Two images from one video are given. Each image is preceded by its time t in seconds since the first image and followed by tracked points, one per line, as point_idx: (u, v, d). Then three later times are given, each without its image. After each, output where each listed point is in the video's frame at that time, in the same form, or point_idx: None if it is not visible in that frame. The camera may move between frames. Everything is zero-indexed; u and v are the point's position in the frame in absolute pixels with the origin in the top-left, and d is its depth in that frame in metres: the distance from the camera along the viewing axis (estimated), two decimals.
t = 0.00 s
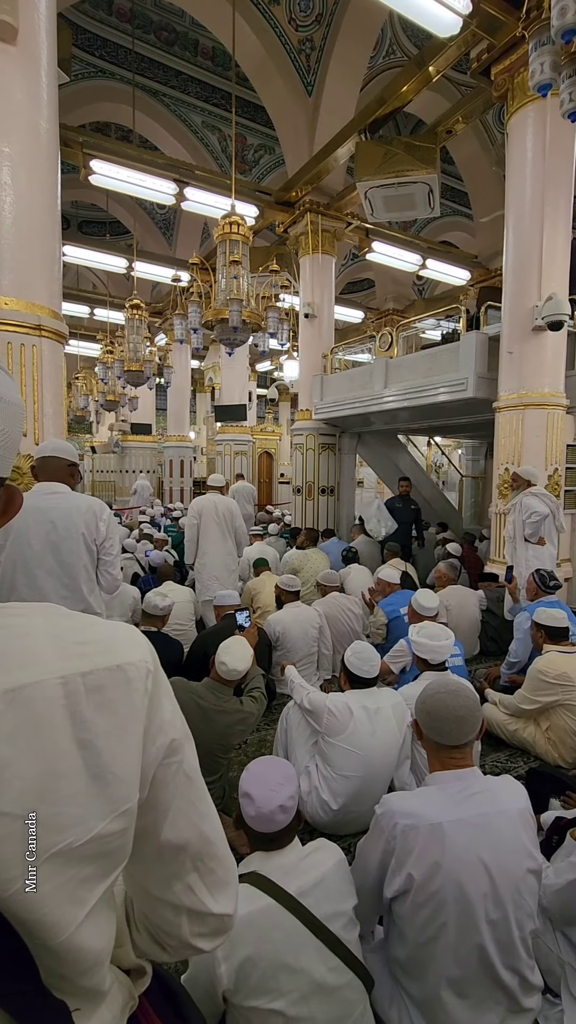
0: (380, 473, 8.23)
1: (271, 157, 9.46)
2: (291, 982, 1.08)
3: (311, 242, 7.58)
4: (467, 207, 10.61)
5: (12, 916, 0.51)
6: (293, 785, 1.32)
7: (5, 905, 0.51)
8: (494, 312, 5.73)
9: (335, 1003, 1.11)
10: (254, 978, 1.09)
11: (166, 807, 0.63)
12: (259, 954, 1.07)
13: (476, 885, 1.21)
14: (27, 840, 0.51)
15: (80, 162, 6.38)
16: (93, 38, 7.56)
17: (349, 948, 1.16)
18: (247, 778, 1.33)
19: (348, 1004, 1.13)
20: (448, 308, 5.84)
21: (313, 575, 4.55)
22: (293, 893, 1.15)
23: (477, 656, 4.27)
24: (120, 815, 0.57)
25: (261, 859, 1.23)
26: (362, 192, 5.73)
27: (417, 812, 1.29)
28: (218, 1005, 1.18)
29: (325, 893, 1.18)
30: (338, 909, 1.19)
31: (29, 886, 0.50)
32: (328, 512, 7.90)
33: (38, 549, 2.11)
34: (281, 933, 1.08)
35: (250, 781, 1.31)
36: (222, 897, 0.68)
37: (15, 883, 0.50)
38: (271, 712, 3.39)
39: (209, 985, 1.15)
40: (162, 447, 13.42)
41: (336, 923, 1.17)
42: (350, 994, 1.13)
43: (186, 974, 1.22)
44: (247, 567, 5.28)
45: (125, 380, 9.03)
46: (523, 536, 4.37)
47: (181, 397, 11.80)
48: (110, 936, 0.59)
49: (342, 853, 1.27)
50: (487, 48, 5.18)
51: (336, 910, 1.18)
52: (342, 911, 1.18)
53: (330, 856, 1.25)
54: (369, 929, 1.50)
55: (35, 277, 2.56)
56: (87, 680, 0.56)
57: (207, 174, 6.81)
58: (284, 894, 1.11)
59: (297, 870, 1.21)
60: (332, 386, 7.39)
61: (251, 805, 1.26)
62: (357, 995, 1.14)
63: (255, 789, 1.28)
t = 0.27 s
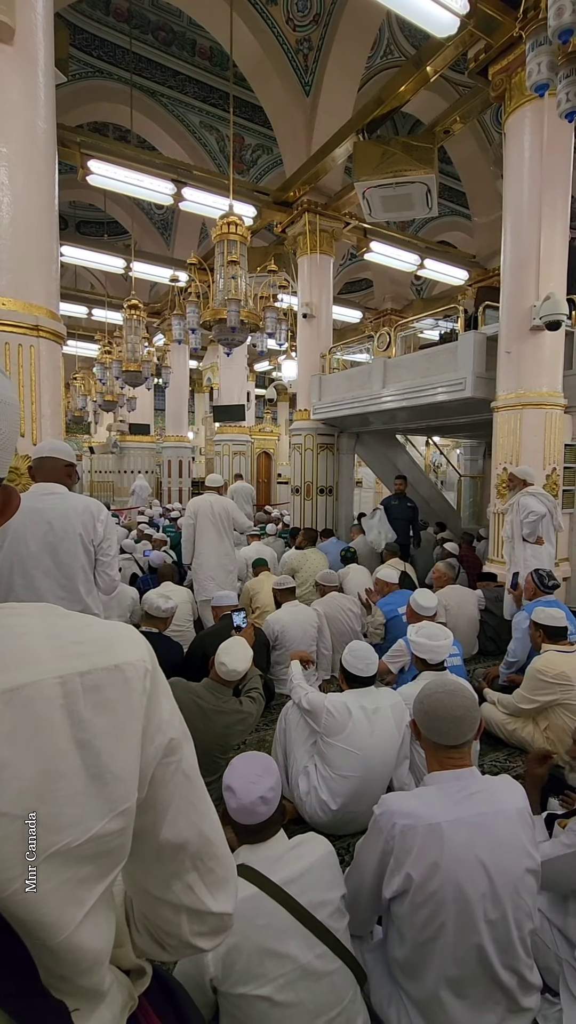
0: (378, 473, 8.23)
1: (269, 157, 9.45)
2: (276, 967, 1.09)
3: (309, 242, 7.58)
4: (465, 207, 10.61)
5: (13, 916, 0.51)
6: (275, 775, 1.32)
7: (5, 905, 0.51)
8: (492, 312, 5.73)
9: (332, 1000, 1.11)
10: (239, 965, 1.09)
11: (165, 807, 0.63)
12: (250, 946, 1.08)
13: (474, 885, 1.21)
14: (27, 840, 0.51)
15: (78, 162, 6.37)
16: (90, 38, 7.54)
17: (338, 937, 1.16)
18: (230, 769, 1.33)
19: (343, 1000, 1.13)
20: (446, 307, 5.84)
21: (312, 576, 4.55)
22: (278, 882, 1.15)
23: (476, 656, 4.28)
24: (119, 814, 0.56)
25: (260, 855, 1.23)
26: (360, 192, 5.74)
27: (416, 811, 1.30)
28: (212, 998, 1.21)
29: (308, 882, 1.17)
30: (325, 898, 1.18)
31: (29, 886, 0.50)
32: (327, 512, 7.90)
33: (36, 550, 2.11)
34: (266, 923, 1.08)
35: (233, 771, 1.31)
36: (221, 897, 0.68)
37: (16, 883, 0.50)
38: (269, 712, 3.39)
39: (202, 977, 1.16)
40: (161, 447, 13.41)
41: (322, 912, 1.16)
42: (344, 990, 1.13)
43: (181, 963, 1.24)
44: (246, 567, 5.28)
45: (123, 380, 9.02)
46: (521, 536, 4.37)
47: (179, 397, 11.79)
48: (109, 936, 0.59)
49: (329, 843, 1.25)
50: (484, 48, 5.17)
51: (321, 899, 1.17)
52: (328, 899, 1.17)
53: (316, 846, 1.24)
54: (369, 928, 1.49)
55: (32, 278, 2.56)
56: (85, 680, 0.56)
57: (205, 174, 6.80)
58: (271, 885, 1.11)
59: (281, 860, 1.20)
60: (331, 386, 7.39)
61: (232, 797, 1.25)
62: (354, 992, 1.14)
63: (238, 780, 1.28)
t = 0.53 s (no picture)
0: (377, 473, 8.22)
1: (267, 158, 9.46)
2: (283, 977, 1.09)
3: (307, 242, 7.58)
4: (463, 207, 10.62)
5: (15, 918, 0.51)
6: (292, 784, 1.31)
7: (6, 906, 0.51)
8: (490, 312, 5.74)
9: (334, 1004, 1.11)
10: (246, 974, 1.09)
11: (162, 808, 0.63)
12: (250, 949, 1.08)
13: (473, 885, 1.21)
14: (27, 840, 0.51)
15: (75, 162, 6.37)
16: (88, 39, 7.54)
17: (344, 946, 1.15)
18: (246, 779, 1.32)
19: (345, 1003, 1.13)
20: (444, 307, 5.84)
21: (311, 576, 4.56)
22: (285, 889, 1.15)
23: (475, 656, 4.28)
24: (117, 815, 0.57)
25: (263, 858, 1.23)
26: (358, 192, 5.74)
27: (414, 811, 1.30)
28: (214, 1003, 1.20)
29: (316, 890, 1.17)
30: (331, 907, 1.17)
31: (29, 887, 0.51)
32: (326, 512, 7.90)
33: (33, 551, 2.11)
34: (267, 926, 1.08)
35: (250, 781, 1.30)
36: (218, 899, 0.68)
37: (16, 883, 0.50)
38: (268, 712, 3.39)
39: (203, 984, 1.15)
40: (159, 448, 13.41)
41: (328, 920, 1.16)
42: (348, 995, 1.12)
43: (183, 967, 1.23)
44: (245, 567, 5.28)
45: (121, 380, 9.02)
46: (519, 536, 4.38)
47: (177, 397, 11.79)
48: (106, 938, 0.59)
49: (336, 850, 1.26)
50: (481, 48, 5.18)
51: (329, 907, 1.17)
52: (335, 907, 1.17)
53: (325, 854, 1.24)
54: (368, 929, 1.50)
55: (30, 278, 2.56)
56: (83, 682, 0.56)
57: (203, 174, 6.80)
58: (278, 893, 1.10)
59: (289, 868, 1.19)
60: (329, 386, 7.39)
61: (249, 804, 1.24)
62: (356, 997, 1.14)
63: (255, 788, 1.27)
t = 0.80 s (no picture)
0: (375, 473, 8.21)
1: (264, 158, 9.46)
2: (298, 995, 1.09)
3: (304, 242, 7.57)
4: (460, 207, 10.63)
5: (10, 921, 0.51)
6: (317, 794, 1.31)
7: (2, 909, 0.51)
8: (487, 312, 5.75)
9: (336, 1005, 1.11)
10: (262, 988, 1.09)
11: (158, 811, 0.63)
12: (254, 953, 1.08)
13: (472, 886, 1.21)
14: (26, 840, 0.51)
15: (72, 162, 6.36)
16: (84, 39, 7.53)
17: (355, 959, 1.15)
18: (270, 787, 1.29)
19: (345, 1004, 1.13)
20: (442, 307, 5.84)
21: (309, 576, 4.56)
22: (298, 899, 1.14)
23: (474, 655, 4.28)
24: (111, 819, 0.57)
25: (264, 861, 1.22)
26: (355, 193, 5.74)
27: (413, 811, 1.30)
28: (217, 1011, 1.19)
29: (335, 905, 1.17)
30: (347, 922, 1.17)
31: (28, 887, 0.51)
32: (324, 512, 7.90)
33: (31, 553, 2.11)
34: (267, 928, 1.08)
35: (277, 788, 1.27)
36: (214, 901, 0.68)
37: (13, 884, 0.51)
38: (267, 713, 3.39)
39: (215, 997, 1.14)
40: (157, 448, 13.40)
41: (344, 937, 1.16)
42: (350, 997, 1.12)
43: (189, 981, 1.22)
44: (244, 567, 5.28)
45: (119, 381, 9.01)
46: (517, 535, 4.38)
47: (176, 398, 11.78)
48: (100, 942, 0.59)
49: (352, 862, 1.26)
50: (478, 49, 5.18)
51: (345, 923, 1.16)
52: (350, 924, 1.16)
53: (340, 866, 1.24)
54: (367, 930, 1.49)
55: (27, 279, 2.55)
56: (78, 685, 0.56)
57: (200, 175, 6.80)
58: (295, 906, 1.10)
59: (309, 881, 1.19)
60: (327, 386, 7.39)
61: (285, 812, 1.22)
62: (358, 998, 1.13)
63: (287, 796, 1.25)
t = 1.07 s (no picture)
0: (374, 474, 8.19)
1: (262, 159, 9.47)
2: (301, 997, 1.09)
3: (302, 242, 7.59)
4: (458, 208, 10.65)
5: (7, 923, 0.51)
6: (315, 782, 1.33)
7: None
8: (485, 312, 5.76)
9: (335, 1005, 1.11)
10: (264, 990, 1.09)
11: (153, 813, 0.63)
12: (252, 952, 1.08)
13: (470, 886, 1.21)
14: (27, 840, 0.52)
15: (70, 164, 6.36)
16: (82, 41, 7.53)
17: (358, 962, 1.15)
18: (276, 788, 1.26)
19: (345, 1005, 1.13)
20: (439, 308, 5.85)
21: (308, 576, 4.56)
22: (295, 899, 1.14)
23: (472, 655, 4.29)
24: (106, 820, 0.57)
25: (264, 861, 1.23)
26: (353, 194, 5.75)
27: (411, 812, 1.30)
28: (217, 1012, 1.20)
29: (337, 905, 1.17)
30: (349, 923, 1.17)
31: (28, 887, 0.52)
32: (323, 513, 7.91)
33: (28, 554, 2.11)
34: (265, 927, 1.08)
35: (286, 787, 1.26)
36: (210, 903, 0.68)
37: (13, 884, 0.51)
38: (266, 713, 3.39)
39: (217, 1000, 1.14)
40: (156, 449, 13.39)
41: (347, 938, 1.16)
42: (349, 997, 1.12)
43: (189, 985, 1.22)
44: (242, 568, 5.28)
45: (117, 382, 9.01)
46: (515, 535, 4.39)
47: (174, 399, 11.78)
48: (95, 943, 0.59)
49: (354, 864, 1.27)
50: (475, 50, 5.19)
51: (348, 924, 1.17)
52: (354, 926, 1.17)
53: (342, 869, 1.24)
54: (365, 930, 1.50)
55: (24, 280, 2.55)
56: (73, 687, 0.57)
57: (197, 176, 6.81)
58: (298, 908, 1.11)
59: (309, 884, 1.19)
60: (326, 387, 7.39)
61: (301, 811, 1.22)
62: (357, 998, 1.13)
63: (298, 794, 1.24)
